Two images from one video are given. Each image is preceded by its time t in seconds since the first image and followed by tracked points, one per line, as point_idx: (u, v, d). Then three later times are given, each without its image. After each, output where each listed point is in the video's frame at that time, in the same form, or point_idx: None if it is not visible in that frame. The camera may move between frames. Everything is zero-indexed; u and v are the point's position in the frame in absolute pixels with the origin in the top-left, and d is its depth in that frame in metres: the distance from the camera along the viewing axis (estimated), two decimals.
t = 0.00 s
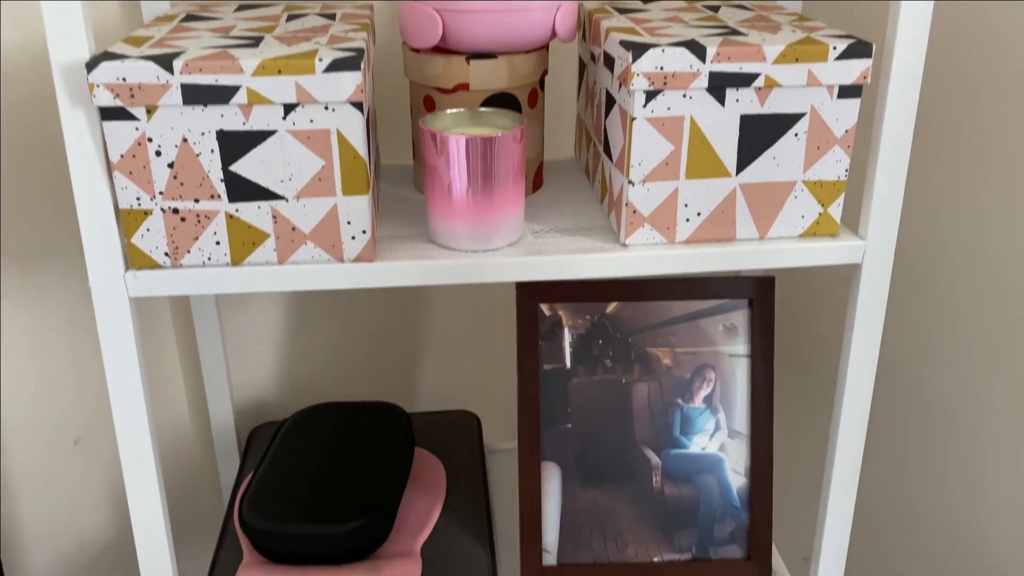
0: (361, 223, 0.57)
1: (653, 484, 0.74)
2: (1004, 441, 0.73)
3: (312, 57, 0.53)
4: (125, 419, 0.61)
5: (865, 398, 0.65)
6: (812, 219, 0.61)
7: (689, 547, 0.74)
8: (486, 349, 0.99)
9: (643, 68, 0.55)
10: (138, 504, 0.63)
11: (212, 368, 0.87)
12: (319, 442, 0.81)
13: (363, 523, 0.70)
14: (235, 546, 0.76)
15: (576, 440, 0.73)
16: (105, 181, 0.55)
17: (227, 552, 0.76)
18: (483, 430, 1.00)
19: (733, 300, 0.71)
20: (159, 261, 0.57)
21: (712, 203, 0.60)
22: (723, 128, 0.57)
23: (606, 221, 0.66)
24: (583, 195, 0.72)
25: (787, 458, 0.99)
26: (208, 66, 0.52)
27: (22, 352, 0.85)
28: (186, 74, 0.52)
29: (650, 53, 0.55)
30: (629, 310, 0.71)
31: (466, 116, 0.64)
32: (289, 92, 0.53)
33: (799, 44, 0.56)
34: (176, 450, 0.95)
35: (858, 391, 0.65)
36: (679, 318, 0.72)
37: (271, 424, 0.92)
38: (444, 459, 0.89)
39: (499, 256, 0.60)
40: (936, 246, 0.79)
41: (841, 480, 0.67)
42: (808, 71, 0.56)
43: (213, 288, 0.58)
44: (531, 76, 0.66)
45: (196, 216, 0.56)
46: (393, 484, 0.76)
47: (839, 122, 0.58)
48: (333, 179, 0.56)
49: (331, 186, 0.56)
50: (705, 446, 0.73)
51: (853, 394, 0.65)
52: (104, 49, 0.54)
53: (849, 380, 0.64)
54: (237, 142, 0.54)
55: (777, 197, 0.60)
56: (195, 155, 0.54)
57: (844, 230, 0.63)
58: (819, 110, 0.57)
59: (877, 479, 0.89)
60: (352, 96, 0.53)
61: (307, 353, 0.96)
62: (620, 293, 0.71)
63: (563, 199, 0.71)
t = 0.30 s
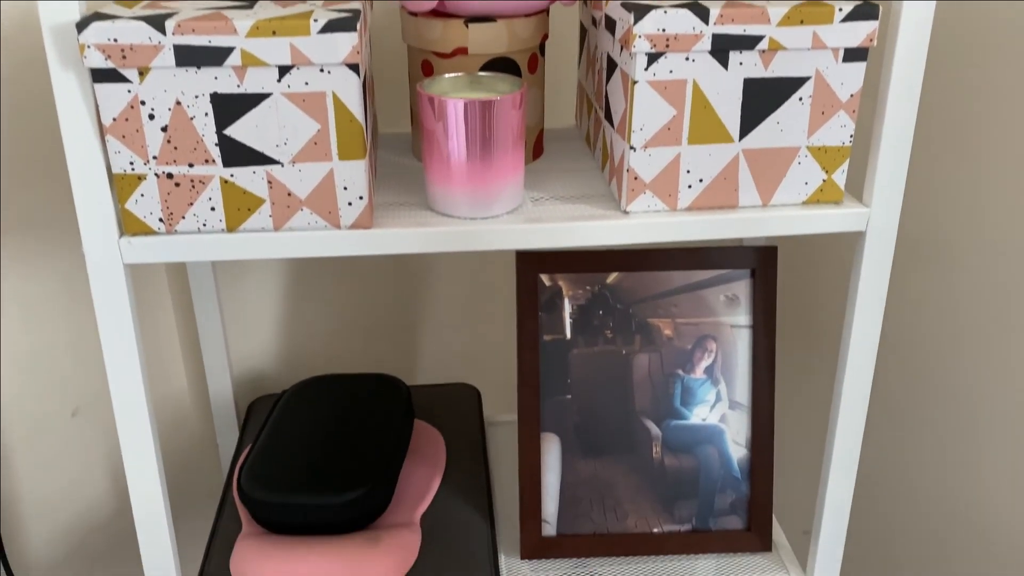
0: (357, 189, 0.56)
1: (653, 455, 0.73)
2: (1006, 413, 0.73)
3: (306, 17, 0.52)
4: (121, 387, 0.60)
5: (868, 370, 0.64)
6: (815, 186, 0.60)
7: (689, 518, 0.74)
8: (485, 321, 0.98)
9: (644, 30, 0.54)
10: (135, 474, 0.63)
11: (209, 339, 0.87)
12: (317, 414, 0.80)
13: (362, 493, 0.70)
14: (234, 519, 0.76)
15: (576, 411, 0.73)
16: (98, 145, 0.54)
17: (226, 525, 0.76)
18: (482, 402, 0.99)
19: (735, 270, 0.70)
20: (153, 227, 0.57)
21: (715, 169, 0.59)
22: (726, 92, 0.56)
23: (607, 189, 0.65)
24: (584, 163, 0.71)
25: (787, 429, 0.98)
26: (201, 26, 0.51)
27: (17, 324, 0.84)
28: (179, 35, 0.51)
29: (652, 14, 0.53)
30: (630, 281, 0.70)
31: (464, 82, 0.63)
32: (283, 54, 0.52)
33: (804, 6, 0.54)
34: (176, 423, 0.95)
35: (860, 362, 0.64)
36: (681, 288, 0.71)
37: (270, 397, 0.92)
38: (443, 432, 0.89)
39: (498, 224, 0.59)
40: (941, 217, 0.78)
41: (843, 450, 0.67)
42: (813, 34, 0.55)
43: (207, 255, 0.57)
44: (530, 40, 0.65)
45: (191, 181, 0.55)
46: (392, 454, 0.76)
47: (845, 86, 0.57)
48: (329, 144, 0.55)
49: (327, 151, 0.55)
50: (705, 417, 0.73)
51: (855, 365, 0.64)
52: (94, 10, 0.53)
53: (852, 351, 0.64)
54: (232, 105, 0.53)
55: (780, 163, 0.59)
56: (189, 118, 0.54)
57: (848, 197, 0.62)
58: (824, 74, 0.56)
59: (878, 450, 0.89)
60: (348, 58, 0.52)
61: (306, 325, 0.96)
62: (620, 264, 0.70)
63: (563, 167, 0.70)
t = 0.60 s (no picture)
0: (356, 162, 0.56)
1: (653, 430, 0.74)
2: (1006, 389, 0.73)
3: None
4: (121, 361, 0.60)
5: (867, 345, 0.64)
6: (816, 159, 0.60)
7: (688, 493, 0.74)
8: (485, 298, 0.98)
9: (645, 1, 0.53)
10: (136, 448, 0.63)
11: (209, 316, 0.87)
12: (317, 390, 0.81)
13: (362, 467, 0.70)
14: (235, 494, 0.76)
15: (575, 386, 0.73)
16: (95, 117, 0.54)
17: (227, 500, 0.76)
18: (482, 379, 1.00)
19: (735, 245, 0.70)
20: (152, 200, 0.56)
21: (716, 141, 0.58)
22: (726, 63, 0.56)
23: (607, 163, 0.65)
24: (583, 137, 0.70)
25: (787, 406, 0.99)
26: None
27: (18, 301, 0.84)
28: (176, 6, 0.50)
29: None
30: (630, 256, 0.70)
31: (463, 55, 0.62)
32: (281, 25, 0.51)
33: None
34: (177, 399, 0.95)
35: (860, 337, 0.64)
36: (681, 264, 0.71)
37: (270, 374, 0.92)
38: (443, 409, 0.89)
39: (496, 197, 0.59)
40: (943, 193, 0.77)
41: (842, 426, 0.67)
42: (815, 5, 0.54)
43: (206, 228, 0.57)
44: (530, 13, 0.65)
45: (189, 154, 0.55)
46: (393, 429, 0.76)
47: (846, 58, 0.56)
48: (328, 116, 0.55)
49: (326, 123, 0.55)
50: (705, 392, 0.73)
51: (854, 339, 0.64)
52: None
53: (852, 326, 0.64)
54: (230, 77, 0.53)
55: (781, 136, 0.59)
56: (186, 90, 0.53)
57: (849, 170, 0.61)
58: (825, 46, 0.56)
59: (877, 426, 0.89)
60: (346, 29, 0.52)
61: (306, 302, 0.96)
62: (621, 239, 0.69)
63: (563, 141, 0.70)
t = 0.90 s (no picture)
0: (356, 135, 0.56)
1: (652, 405, 0.74)
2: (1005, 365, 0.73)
3: None
4: (122, 335, 0.60)
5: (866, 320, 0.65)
6: (817, 133, 0.60)
7: (687, 467, 0.75)
8: (485, 276, 0.98)
9: None
10: (139, 421, 0.63)
11: (210, 293, 0.87)
12: (318, 366, 0.81)
13: (363, 442, 0.71)
14: (238, 468, 0.77)
15: (575, 361, 0.73)
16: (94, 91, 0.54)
17: (229, 474, 0.77)
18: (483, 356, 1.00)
19: (735, 220, 0.70)
20: (152, 174, 0.56)
21: (716, 114, 0.58)
22: (727, 36, 0.56)
23: (607, 137, 0.65)
24: (583, 112, 0.70)
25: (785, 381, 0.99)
26: None
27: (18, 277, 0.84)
28: None
29: None
30: (630, 231, 0.70)
31: (463, 29, 0.62)
32: None
33: None
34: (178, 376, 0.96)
35: (858, 312, 0.64)
36: (681, 239, 0.71)
37: (272, 351, 0.93)
38: (444, 385, 0.89)
39: (495, 170, 0.59)
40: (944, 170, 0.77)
41: (841, 399, 0.67)
42: None
43: (205, 201, 0.57)
44: None
45: (189, 127, 0.55)
46: (394, 404, 0.76)
47: (847, 30, 0.56)
48: (327, 89, 0.55)
49: (325, 96, 0.55)
50: (704, 366, 0.73)
51: (854, 314, 0.64)
52: None
53: (852, 301, 0.64)
54: (228, 49, 0.53)
55: (782, 109, 0.59)
56: (185, 63, 0.53)
57: (849, 144, 0.61)
58: (826, 18, 0.56)
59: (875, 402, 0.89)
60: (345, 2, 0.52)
61: (306, 280, 0.96)
62: (621, 215, 0.69)
63: (563, 116, 0.70)
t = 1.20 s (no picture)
0: (355, 108, 0.56)
1: (652, 381, 0.74)
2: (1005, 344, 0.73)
3: None
4: (123, 311, 0.60)
5: (865, 297, 0.65)
6: (817, 106, 0.59)
7: (687, 442, 0.75)
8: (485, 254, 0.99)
9: None
10: (140, 397, 0.64)
11: (211, 273, 0.87)
12: (318, 344, 0.81)
13: (364, 418, 0.71)
14: (239, 444, 0.78)
15: (576, 337, 0.73)
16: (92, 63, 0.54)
17: (231, 450, 0.77)
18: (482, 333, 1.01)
19: (735, 196, 0.70)
20: (151, 147, 0.56)
21: (716, 87, 0.58)
22: (728, 7, 0.55)
23: (607, 111, 0.64)
24: (583, 87, 0.70)
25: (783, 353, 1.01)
26: None
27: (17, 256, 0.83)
28: None
29: None
30: (630, 207, 0.70)
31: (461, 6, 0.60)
32: None
33: None
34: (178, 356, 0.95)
35: (858, 289, 0.64)
36: (681, 214, 0.70)
37: (273, 330, 0.93)
38: (444, 364, 0.90)
39: (496, 144, 0.58)
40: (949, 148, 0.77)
41: (840, 374, 0.68)
42: None
43: (205, 175, 0.57)
44: None
45: (187, 100, 0.55)
46: (394, 379, 0.76)
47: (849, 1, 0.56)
48: (326, 62, 0.55)
49: (324, 68, 0.55)
50: (704, 343, 0.73)
51: (853, 292, 0.64)
52: None
53: (852, 278, 0.64)
54: (226, 21, 0.53)
55: (782, 82, 0.58)
56: (184, 35, 0.53)
57: (850, 117, 0.61)
58: None
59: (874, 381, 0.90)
60: None
61: (307, 260, 0.96)
62: (622, 191, 0.69)
63: (562, 90, 0.70)
